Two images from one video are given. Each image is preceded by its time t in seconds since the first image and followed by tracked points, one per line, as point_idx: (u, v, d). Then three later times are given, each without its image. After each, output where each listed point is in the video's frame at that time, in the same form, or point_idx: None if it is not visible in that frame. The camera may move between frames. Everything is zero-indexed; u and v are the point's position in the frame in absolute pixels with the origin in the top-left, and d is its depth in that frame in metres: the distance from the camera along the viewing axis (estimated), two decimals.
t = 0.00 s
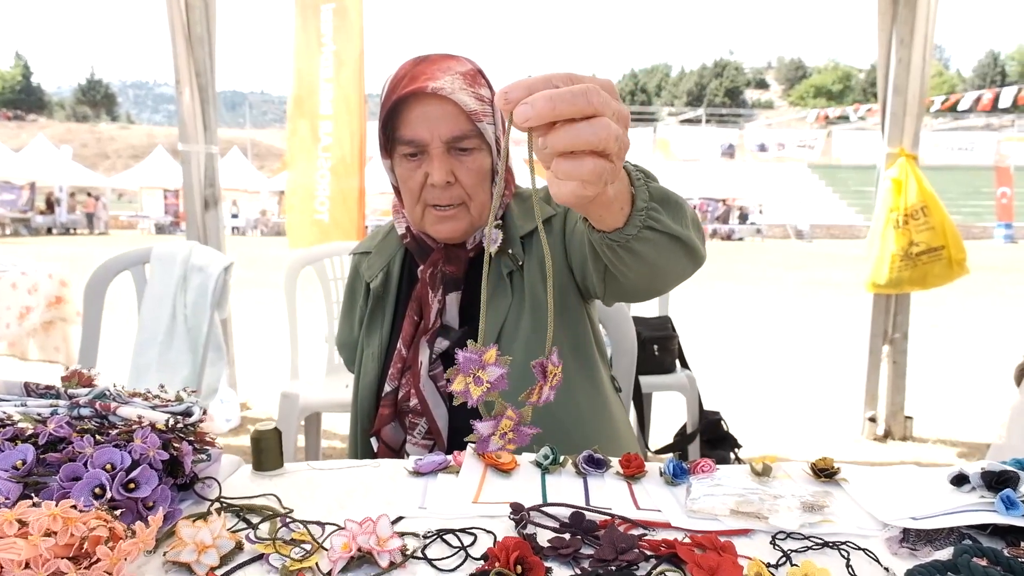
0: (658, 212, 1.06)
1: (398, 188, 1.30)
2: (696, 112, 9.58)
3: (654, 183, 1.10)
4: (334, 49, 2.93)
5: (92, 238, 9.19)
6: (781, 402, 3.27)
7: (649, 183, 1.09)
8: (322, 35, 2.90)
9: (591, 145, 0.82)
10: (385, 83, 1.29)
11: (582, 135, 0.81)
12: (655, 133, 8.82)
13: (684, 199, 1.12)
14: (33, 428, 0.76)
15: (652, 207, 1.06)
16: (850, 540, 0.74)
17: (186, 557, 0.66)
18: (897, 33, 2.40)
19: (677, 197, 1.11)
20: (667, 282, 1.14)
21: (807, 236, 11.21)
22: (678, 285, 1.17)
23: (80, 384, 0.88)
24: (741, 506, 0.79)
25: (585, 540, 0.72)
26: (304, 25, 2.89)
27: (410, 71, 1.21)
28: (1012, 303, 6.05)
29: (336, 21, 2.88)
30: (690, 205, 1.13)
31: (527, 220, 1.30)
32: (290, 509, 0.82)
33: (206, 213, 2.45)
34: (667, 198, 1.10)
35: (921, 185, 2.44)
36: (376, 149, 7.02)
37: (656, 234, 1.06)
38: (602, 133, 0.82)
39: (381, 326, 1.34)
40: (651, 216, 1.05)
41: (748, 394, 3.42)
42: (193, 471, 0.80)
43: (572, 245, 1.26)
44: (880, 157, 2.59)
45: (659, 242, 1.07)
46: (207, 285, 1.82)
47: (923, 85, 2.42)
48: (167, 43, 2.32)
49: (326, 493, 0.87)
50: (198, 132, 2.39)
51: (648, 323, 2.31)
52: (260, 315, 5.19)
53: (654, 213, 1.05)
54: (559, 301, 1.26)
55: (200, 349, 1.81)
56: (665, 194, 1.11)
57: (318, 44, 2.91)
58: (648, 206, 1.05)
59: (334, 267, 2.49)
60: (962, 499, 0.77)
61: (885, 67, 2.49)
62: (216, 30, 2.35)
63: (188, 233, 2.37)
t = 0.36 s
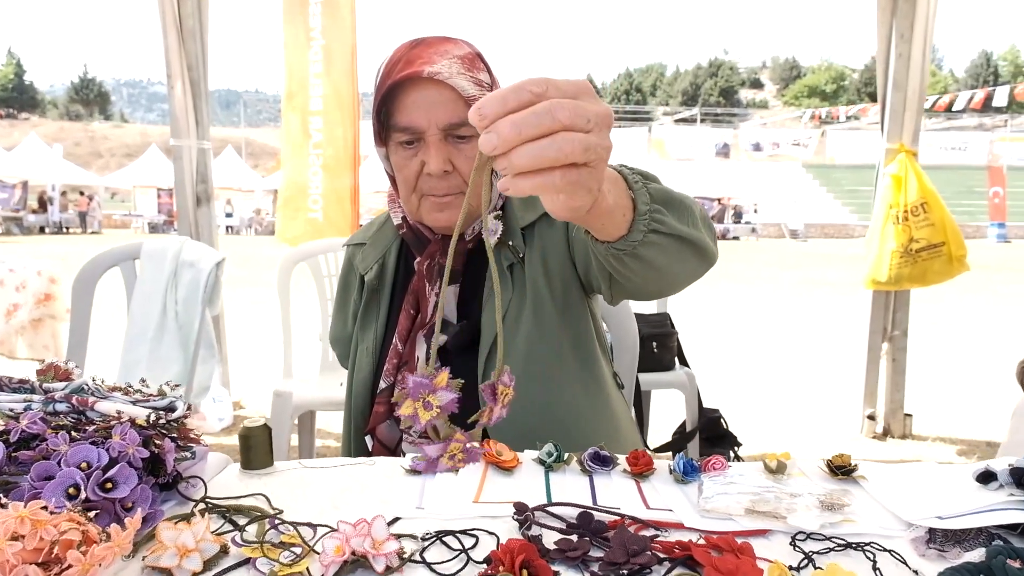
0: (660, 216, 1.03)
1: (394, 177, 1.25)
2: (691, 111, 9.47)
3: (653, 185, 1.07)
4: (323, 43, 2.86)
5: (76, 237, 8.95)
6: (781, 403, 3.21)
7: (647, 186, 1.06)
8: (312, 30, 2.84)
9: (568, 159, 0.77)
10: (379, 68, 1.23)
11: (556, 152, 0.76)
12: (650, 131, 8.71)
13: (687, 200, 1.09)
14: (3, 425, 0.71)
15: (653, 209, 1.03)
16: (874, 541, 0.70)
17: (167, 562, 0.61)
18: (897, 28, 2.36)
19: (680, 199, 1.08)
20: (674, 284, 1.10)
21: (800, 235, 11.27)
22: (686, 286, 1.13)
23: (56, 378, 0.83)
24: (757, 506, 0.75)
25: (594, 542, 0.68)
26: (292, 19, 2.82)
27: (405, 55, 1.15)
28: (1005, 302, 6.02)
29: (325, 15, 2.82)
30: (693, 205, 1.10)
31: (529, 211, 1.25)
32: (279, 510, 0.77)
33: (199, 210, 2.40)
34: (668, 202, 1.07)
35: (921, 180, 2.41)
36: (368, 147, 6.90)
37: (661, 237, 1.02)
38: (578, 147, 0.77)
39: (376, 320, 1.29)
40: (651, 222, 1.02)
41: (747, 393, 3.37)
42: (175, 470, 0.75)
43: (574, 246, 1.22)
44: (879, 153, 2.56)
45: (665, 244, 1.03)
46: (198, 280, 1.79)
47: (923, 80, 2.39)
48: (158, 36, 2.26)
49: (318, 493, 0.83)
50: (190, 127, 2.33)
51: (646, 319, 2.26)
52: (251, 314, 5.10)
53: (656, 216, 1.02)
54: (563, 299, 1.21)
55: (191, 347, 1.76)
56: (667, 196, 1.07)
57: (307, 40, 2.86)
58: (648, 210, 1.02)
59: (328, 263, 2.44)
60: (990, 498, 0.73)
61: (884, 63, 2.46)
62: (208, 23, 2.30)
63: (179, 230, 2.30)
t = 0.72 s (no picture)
0: (665, 281, 0.91)
1: (385, 165, 1.24)
2: (672, 113, 9.42)
3: (655, 259, 0.94)
4: (302, 37, 2.61)
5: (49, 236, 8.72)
6: (766, 399, 3.24)
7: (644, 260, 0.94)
8: (289, 22, 2.60)
9: (546, 278, 0.71)
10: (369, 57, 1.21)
11: (532, 279, 0.70)
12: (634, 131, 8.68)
13: (690, 257, 0.96)
14: None
15: (657, 278, 0.92)
16: (871, 518, 0.70)
17: (166, 543, 0.60)
18: (879, 27, 2.40)
19: (684, 257, 0.96)
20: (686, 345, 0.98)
21: (781, 236, 11.38)
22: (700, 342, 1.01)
23: (47, 362, 0.81)
24: (754, 485, 0.76)
25: (595, 521, 0.68)
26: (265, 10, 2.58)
27: (396, 43, 1.13)
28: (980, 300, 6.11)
29: (305, 8, 2.59)
30: (694, 259, 0.96)
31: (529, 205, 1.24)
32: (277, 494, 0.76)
33: (180, 206, 2.34)
34: (670, 268, 0.93)
35: (902, 177, 2.44)
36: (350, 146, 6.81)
37: (671, 306, 0.91)
38: (553, 266, 0.71)
39: (368, 310, 1.28)
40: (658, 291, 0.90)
41: (731, 389, 3.40)
42: (171, 453, 0.74)
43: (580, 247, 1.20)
44: (861, 150, 2.60)
45: (677, 312, 0.91)
46: (183, 276, 1.76)
47: (904, 79, 2.42)
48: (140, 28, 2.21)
49: (314, 478, 0.82)
50: (173, 123, 2.28)
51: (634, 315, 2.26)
52: (234, 313, 5.03)
53: (661, 284, 0.91)
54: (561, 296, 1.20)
55: (176, 344, 1.73)
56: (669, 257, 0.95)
57: (283, 31, 2.60)
58: (652, 283, 0.90)
59: (314, 260, 2.41)
60: (983, 475, 0.74)
61: (866, 62, 2.49)
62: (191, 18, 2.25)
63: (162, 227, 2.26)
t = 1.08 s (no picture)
0: (666, 307, 0.92)
1: (382, 158, 1.25)
2: (667, 125, 9.43)
3: (655, 289, 0.95)
4: (296, 46, 2.63)
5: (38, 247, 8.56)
6: (760, 404, 3.23)
7: (644, 291, 0.95)
8: (284, 32, 2.62)
9: (515, 367, 0.81)
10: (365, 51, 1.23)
11: (501, 375, 0.80)
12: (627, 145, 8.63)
13: (693, 288, 0.97)
14: None
15: (657, 309, 0.92)
16: (857, 491, 0.71)
17: (157, 511, 0.61)
18: (867, 35, 2.44)
19: (685, 287, 0.97)
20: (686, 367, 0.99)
21: (774, 247, 11.41)
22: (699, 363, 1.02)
23: (39, 341, 0.82)
24: (742, 463, 0.77)
25: (584, 493, 0.68)
26: (258, 19, 2.60)
27: (394, 36, 1.15)
28: (975, 310, 6.09)
29: (300, 17, 2.60)
30: (694, 288, 0.97)
31: (529, 203, 1.24)
32: (270, 470, 0.76)
33: (174, 211, 2.34)
34: (670, 298, 0.94)
35: (891, 184, 2.47)
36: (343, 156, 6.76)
37: (672, 332, 0.92)
38: (517, 355, 0.81)
39: (363, 303, 1.29)
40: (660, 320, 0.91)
41: (726, 395, 3.38)
42: (162, 429, 0.75)
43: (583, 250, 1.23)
44: (851, 158, 2.62)
45: (678, 338, 0.93)
46: (175, 279, 1.76)
47: (892, 87, 2.46)
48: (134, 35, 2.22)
49: (305, 457, 0.82)
50: (167, 128, 2.29)
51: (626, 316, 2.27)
52: (226, 323, 4.98)
53: (664, 313, 0.92)
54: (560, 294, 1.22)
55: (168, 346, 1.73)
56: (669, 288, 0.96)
57: (278, 41, 2.62)
58: (653, 313, 0.91)
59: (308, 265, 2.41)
60: (968, 450, 0.75)
61: (855, 71, 2.52)
62: (185, 25, 2.27)
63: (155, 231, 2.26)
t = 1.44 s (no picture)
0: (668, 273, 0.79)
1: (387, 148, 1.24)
2: (664, 134, 9.49)
3: (649, 262, 0.81)
4: (301, 57, 2.65)
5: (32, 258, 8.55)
6: (760, 405, 3.22)
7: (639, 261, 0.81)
8: (289, 42, 2.63)
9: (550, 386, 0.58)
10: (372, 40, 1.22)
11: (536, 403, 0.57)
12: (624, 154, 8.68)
13: (685, 256, 0.85)
14: None
15: (662, 279, 0.78)
16: (869, 476, 0.69)
17: (156, 493, 0.59)
18: (864, 40, 2.45)
19: (674, 255, 0.84)
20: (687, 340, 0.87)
21: (772, 255, 11.44)
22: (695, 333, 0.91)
23: (37, 326, 0.81)
24: (751, 448, 0.76)
25: (593, 477, 0.67)
26: (264, 31, 2.62)
27: (403, 24, 1.15)
28: (972, 316, 6.10)
29: (304, 28, 2.62)
30: (685, 255, 0.85)
31: (529, 194, 1.24)
32: (271, 454, 0.75)
33: (172, 215, 2.33)
34: (672, 267, 0.80)
35: (891, 187, 2.46)
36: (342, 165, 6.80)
37: (683, 304, 0.78)
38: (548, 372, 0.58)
39: (365, 296, 1.28)
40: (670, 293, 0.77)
41: (725, 399, 3.37)
42: (161, 414, 0.73)
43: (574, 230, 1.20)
44: (849, 162, 2.61)
45: (688, 313, 0.79)
46: (174, 280, 1.75)
47: (890, 91, 2.46)
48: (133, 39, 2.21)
49: (306, 444, 0.81)
50: (166, 132, 2.28)
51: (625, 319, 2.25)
52: (224, 328, 4.97)
53: (671, 286, 0.77)
54: (558, 282, 1.20)
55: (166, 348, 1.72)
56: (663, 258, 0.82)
57: (284, 51, 2.64)
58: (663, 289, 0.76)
59: (307, 269, 2.40)
60: (980, 436, 0.74)
61: (853, 75, 2.52)
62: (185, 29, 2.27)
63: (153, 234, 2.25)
